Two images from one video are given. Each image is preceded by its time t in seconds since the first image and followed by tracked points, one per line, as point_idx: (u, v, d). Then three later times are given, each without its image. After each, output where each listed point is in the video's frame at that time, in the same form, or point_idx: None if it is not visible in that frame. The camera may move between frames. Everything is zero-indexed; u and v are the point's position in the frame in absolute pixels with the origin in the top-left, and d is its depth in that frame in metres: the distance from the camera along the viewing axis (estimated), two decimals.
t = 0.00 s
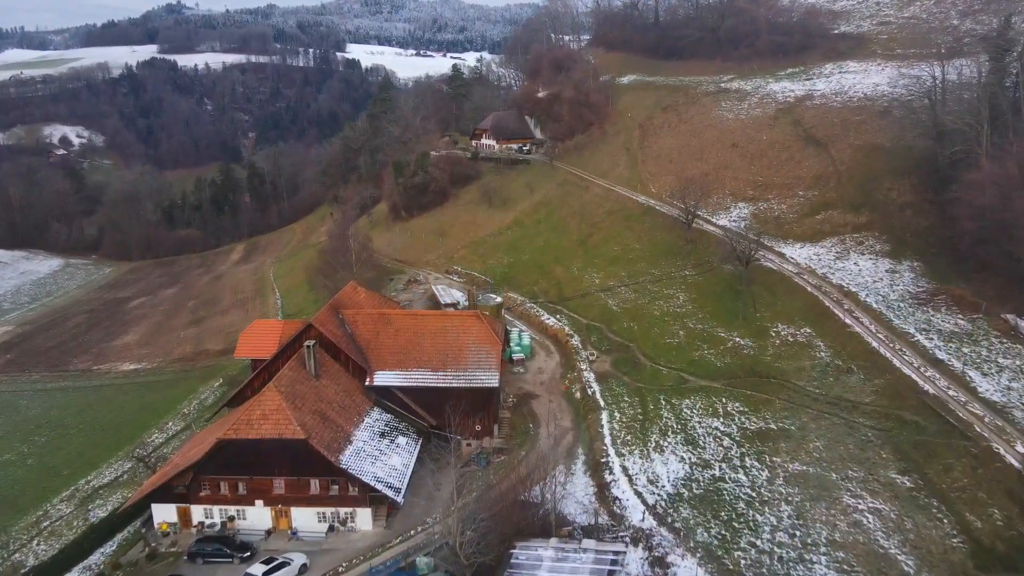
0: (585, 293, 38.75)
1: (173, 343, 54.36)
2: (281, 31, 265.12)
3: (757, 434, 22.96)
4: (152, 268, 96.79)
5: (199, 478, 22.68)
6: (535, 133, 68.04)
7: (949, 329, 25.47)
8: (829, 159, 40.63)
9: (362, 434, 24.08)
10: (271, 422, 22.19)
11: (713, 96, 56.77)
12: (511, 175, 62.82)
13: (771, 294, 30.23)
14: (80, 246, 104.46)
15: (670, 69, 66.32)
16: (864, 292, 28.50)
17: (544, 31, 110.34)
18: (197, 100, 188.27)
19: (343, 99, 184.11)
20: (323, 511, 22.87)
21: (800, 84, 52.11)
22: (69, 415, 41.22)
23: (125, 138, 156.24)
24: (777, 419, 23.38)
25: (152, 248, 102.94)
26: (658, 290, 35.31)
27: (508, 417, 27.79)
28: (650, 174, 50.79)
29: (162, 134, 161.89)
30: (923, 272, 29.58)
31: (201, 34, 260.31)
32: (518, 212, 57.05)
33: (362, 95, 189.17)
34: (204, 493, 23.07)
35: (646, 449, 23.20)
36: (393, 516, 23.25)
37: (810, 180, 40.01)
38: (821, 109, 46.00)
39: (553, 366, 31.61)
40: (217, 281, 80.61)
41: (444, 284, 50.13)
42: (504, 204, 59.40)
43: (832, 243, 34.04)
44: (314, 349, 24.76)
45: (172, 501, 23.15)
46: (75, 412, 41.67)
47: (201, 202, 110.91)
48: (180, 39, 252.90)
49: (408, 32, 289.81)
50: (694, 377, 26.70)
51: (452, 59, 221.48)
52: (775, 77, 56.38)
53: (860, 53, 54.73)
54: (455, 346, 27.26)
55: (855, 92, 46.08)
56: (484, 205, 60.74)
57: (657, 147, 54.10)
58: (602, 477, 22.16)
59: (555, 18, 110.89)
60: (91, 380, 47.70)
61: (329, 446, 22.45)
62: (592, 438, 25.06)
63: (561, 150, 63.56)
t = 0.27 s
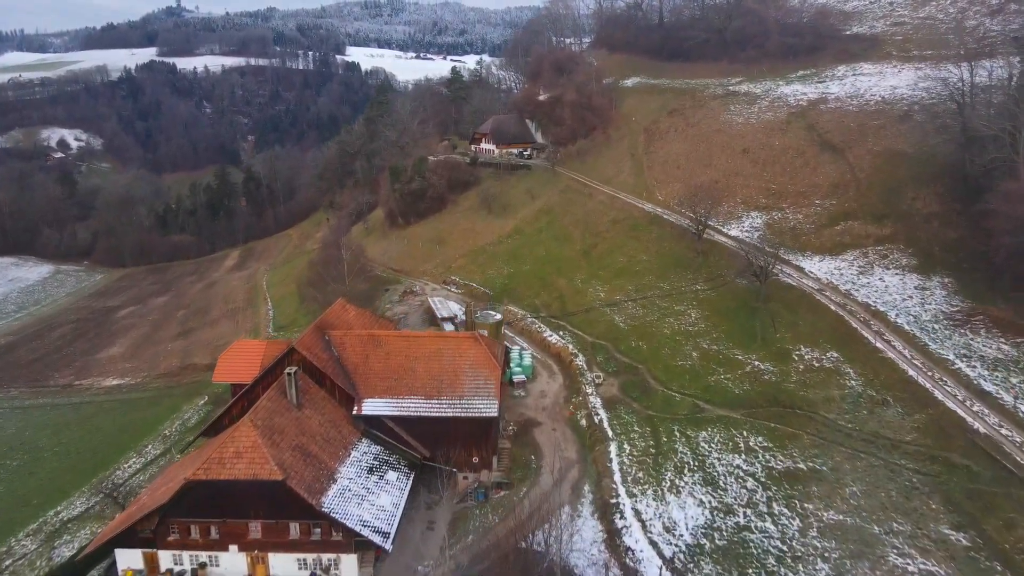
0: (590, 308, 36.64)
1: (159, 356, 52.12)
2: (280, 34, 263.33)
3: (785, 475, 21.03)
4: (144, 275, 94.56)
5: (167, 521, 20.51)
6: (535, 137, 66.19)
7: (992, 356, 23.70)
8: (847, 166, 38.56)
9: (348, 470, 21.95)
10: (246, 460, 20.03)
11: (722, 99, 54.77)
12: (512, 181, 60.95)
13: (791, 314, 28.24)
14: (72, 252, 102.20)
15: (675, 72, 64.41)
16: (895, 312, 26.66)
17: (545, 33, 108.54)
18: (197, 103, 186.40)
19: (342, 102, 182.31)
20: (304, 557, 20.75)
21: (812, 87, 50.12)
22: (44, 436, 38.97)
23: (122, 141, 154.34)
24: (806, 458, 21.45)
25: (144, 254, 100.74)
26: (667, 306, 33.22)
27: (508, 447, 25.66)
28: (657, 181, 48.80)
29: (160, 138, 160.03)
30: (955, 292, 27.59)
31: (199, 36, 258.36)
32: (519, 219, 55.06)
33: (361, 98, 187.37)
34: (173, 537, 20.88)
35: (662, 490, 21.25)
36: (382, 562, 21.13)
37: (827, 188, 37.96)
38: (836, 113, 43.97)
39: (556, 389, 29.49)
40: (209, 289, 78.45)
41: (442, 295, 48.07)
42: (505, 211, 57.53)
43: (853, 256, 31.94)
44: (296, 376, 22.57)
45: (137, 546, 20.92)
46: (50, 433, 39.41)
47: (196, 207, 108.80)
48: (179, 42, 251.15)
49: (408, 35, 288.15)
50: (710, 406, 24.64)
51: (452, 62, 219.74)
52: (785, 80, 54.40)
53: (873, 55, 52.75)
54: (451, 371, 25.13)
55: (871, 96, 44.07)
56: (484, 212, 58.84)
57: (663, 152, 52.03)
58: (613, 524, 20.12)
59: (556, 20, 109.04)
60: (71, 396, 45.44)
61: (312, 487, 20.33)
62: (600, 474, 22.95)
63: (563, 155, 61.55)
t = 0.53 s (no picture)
0: (595, 332, 34.61)
1: (144, 378, 49.82)
2: (281, 46, 263.10)
3: (820, 533, 18.94)
4: (137, 289, 92.40)
5: None
6: (536, 150, 64.66)
7: None
8: (866, 181, 36.72)
9: (331, 522, 19.71)
10: (214, 517, 17.80)
11: (730, 111, 53.08)
12: (512, 195, 59.26)
13: (815, 342, 26.26)
14: (64, 266, 100.07)
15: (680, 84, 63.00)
16: (930, 343, 25.01)
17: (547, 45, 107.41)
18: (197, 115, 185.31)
19: (343, 114, 181.33)
20: None
21: (825, 99, 48.46)
22: (15, 467, 36.62)
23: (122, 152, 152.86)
24: (843, 514, 19.40)
25: (138, 268, 98.65)
26: (678, 331, 31.14)
27: (509, 490, 23.44)
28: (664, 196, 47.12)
29: (159, 149, 158.58)
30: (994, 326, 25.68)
31: (201, 49, 258.02)
32: (520, 235, 53.21)
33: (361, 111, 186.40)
34: None
35: (682, 548, 19.17)
36: None
37: (846, 204, 36.02)
38: (852, 126, 42.18)
39: (560, 424, 27.31)
40: (203, 305, 76.42)
41: (439, 316, 46.05)
42: (505, 227, 55.69)
43: (877, 279, 29.89)
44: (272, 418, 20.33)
45: None
46: (22, 463, 37.04)
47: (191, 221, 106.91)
48: (180, 53, 250.34)
49: (409, 47, 288.16)
50: (730, 447, 22.54)
51: (453, 74, 219.15)
52: (796, 92, 52.74)
53: (887, 66, 51.12)
54: (445, 407, 22.89)
55: (888, 108, 42.35)
56: (484, 228, 57.05)
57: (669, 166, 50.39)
58: None
59: (558, 32, 107.96)
60: (49, 422, 43.09)
61: (288, 545, 18.09)
62: (610, 524, 20.73)
63: (565, 169, 59.75)
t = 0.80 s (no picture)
0: (602, 351, 32.47)
1: (130, 393, 47.62)
2: (282, 51, 261.75)
3: None
4: (130, 297, 90.22)
5: None
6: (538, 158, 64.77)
7: None
8: (888, 189, 34.73)
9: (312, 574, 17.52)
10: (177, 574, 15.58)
11: (741, 115, 51.18)
12: (514, 203, 57.42)
13: (845, 369, 24.01)
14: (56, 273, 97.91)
15: (687, 89, 61.28)
16: (975, 369, 22.63)
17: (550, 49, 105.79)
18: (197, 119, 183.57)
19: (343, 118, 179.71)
20: None
21: (840, 103, 46.58)
22: None
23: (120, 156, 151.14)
24: (891, 573, 16.52)
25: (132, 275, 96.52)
26: (692, 351, 28.97)
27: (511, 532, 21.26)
28: (673, 205, 45.21)
29: (159, 153, 156.98)
30: None
31: (202, 53, 256.59)
32: (522, 246, 51.28)
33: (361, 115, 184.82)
34: None
35: None
36: None
37: (868, 213, 34.03)
38: (872, 130, 40.24)
39: (564, 454, 25.17)
40: (197, 313, 74.33)
41: (437, 330, 43.92)
42: (507, 236, 53.80)
43: (907, 295, 27.74)
44: (247, 457, 18.19)
45: None
46: None
47: (187, 227, 104.91)
48: (181, 57, 248.73)
49: (410, 51, 286.66)
50: (755, 488, 20.24)
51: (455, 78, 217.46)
52: (809, 95, 50.82)
53: (904, 69, 49.19)
54: (440, 441, 20.73)
55: (910, 112, 40.41)
56: (485, 237, 55.11)
57: (678, 172, 48.43)
58: None
59: (561, 35, 106.32)
60: (27, 441, 40.85)
61: None
62: None
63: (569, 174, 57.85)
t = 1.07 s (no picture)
0: (610, 367, 30.38)
1: (114, 405, 45.39)
2: (283, 50, 259.74)
3: None
4: (123, 299, 88.01)
5: None
6: (541, 158, 62.88)
7: None
8: (914, 194, 32.67)
9: None
10: None
11: (753, 114, 49.14)
12: (516, 207, 55.48)
13: (882, 396, 21.89)
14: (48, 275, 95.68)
15: (695, 88, 59.36)
16: None
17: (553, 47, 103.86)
18: (197, 119, 181.67)
19: (344, 118, 177.88)
20: None
21: (858, 102, 44.64)
22: None
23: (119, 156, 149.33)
24: None
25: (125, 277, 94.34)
26: (708, 370, 26.88)
27: None
28: (683, 210, 43.20)
29: (158, 153, 155.10)
30: None
31: (203, 51, 254.53)
32: (525, 251, 49.27)
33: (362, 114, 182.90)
34: None
35: None
36: None
37: (893, 218, 32.01)
38: (895, 131, 38.25)
39: (570, 483, 23.08)
40: (190, 317, 72.18)
41: (435, 341, 41.80)
42: (510, 241, 51.84)
43: (941, 309, 25.63)
44: (214, 502, 16.06)
45: None
46: None
47: (183, 229, 102.80)
48: (181, 56, 246.74)
49: (412, 50, 284.42)
50: (786, 532, 18.17)
51: (456, 77, 215.41)
52: (825, 93, 48.79)
53: (925, 66, 47.15)
54: (435, 477, 18.62)
55: (934, 112, 38.41)
56: (487, 242, 53.11)
57: (687, 174, 46.39)
58: None
59: (564, 33, 104.34)
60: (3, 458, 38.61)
61: None
62: None
63: (573, 176, 55.86)
